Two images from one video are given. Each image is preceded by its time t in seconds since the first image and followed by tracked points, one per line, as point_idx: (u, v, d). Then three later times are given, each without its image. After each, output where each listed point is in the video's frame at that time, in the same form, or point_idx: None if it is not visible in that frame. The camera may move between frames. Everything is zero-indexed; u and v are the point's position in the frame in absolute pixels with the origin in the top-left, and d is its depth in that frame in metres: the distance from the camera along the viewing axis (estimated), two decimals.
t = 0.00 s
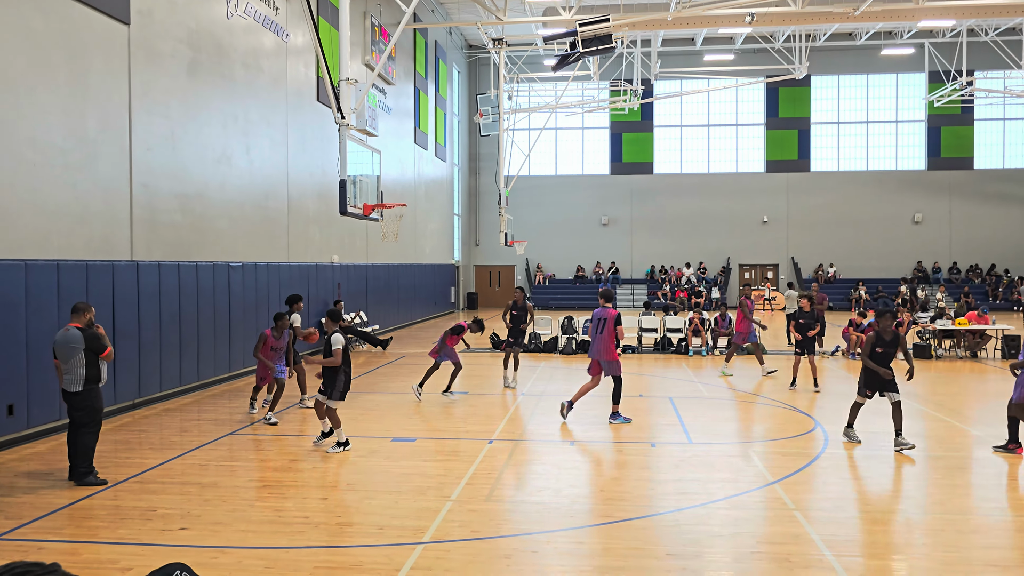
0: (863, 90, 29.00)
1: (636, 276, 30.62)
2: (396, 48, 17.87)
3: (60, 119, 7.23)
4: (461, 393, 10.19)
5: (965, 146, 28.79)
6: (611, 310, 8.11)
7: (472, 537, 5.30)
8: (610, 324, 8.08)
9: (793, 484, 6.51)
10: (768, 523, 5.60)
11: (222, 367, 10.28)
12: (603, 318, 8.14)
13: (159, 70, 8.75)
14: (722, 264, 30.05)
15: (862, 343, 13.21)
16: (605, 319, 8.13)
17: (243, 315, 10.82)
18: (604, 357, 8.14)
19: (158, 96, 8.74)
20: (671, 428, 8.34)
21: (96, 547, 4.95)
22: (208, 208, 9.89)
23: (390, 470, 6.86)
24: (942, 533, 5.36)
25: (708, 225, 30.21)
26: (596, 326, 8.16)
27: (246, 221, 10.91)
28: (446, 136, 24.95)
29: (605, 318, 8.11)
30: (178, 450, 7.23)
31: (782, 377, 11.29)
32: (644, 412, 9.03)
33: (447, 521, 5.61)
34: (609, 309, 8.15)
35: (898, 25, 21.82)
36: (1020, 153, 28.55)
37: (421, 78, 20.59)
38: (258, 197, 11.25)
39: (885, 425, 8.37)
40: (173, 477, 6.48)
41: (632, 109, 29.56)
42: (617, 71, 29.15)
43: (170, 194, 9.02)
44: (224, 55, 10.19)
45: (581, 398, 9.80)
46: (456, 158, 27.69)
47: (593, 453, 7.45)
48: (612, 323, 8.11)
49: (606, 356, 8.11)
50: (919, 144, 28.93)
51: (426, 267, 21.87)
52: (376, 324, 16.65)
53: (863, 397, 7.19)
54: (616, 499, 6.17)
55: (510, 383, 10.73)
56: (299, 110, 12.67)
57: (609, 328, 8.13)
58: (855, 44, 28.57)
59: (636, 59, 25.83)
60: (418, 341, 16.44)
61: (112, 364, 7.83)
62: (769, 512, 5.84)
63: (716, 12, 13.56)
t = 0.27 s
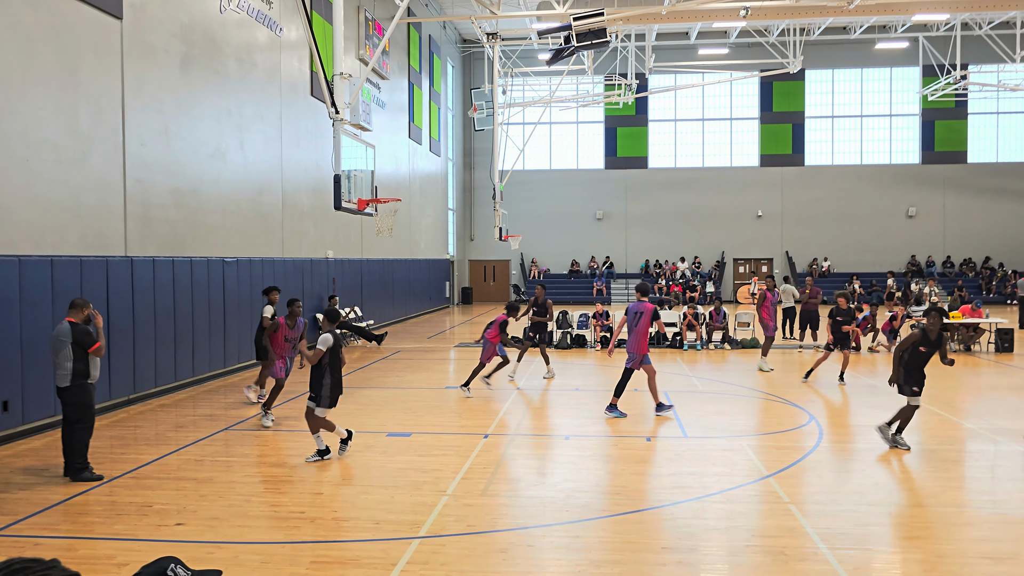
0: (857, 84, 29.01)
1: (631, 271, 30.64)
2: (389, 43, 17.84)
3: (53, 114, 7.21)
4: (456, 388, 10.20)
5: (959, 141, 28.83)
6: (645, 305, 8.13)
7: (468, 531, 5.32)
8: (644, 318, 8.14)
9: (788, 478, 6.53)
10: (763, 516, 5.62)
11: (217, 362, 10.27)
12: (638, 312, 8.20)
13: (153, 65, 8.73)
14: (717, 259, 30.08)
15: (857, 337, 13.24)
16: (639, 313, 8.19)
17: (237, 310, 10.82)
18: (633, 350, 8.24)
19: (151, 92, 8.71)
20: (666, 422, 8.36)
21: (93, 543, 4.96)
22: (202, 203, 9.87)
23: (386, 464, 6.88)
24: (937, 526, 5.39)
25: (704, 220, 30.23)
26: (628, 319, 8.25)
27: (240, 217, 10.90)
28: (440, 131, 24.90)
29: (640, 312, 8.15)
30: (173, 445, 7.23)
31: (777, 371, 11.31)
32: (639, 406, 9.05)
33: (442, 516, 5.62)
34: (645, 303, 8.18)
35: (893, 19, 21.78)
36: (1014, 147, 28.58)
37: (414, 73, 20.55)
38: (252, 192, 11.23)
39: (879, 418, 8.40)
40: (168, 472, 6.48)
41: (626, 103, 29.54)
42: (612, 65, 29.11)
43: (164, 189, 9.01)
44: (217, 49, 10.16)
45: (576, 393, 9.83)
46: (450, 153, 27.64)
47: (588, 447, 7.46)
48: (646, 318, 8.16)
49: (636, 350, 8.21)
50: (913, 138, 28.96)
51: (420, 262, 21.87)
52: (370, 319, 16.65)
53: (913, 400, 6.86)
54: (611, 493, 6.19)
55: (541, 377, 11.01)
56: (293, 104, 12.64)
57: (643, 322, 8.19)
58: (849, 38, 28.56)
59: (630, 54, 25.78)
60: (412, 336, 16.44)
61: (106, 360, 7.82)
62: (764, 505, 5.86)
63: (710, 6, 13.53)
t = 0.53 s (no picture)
0: (851, 80, 29.02)
1: (625, 267, 30.67)
2: (382, 38, 17.79)
3: (45, 110, 7.18)
4: (451, 384, 10.20)
5: (952, 137, 28.88)
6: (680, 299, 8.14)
7: (463, 527, 5.32)
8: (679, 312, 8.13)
9: (781, 473, 6.55)
10: (756, 511, 5.64)
11: (211, 359, 10.26)
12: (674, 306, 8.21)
13: (145, 61, 8.70)
14: (711, 255, 30.11)
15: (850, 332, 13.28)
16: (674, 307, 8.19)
17: (231, 307, 10.80)
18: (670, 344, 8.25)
19: (143, 88, 8.68)
20: (660, 417, 8.37)
21: (86, 540, 4.95)
22: (195, 200, 9.86)
23: (380, 461, 6.88)
24: (930, 520, 5.41)
25: (699, 216, 30.25)
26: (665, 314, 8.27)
27: (233, 213, 10.88)
28: (433, 127, 24.85)
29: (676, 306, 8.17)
30: (167, 442, 7.22)
31: (771, 367, 11.34)
32: (633, 402, 9.07)
33: (437, 512, 5.63)
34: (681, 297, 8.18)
35: (887, 15, 21.77)
36: (1007, 142, 28.64)
37: (407, 68, 20.49)
38: (245, 189, 11.20)
39: (871, 413, 8.42)
40: (162, 470, 6.48)
41: (620, 99, 29.52)
42: (606, 61, 29.08)
43: (157, 186, 8.98)
44: (209, 45, 10.12)
45: (571, 389, 9.84)
46: (444, 149, 27.60)
47: (582, 443, 7.47)
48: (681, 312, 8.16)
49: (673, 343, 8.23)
50: (907, 134, 29.00)
51: (414, 258, 21.86)
52: (364, 315, 16.64)
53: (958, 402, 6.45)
54: (605, 488, 6.20)
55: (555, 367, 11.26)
56: (286, 100, 12.60)
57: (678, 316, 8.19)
58: (843, 33, 28.57)
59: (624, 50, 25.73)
60: (406, 332, 16.44)
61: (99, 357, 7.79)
62: (758, 500, 5.88)
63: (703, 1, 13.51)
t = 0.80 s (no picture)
0: (845, 77, 29.06)
1: (620, 264, 30.70)
2: (376, 34, 17.76)
3: (37, 107, 7.15)
4: (445, 381, 10.21)
5: (946, 133, 28.96)
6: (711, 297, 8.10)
7: (458, 523, 5.32)
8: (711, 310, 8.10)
9: (775, 468, 6.57)
10: (751, 507, 5.65)
11: (205, 357, 10.24)
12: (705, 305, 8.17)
13: (138, 58, 8.67)
14: (706, 252, 30.15)
15: (844, 328, 13.31)
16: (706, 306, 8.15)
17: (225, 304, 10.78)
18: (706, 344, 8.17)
19: (136, 85, 8.65)
20: (654, 414, 8.39)
21: (80, 538, 4.94)
22: (189, 197, 9.83)
23: (374, 458, 6.88)
24: (923, 515, 5.44)
25: (694, 213, 30.28)
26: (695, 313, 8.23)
27: (227, 211, 10.85)
28: (427, 124, 24.82)
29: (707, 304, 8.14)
30: (161, 440, 7.21)
31: (766, 363, 11.37)
32: (628, 398, 9.08)
33: (431, 508, 5.63)
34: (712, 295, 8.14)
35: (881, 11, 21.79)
36: (1000, 139, 28.73)
37: (402, 65, 20.46)
38: (240, 186, 11.18)
39: (865, 408, 8.45)
40: (156, 467, 6.47)
41: (614, 96, 29.52)
42: (600, 57, 29.06)
43: (150, 183, 8.96)
44: (202, 42, 10.09)
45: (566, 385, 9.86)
46: (438, 146, 27.57)
47: (577, 439, 7.48)
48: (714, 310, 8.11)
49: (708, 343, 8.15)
50: (900, 131, 29.06)
51: (409, 255, 21.85)
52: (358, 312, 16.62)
53: (992, 400, 6.24)
54: (600, 484, 6.21)
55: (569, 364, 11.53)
56: (280, 96, 12.57)
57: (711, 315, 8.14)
58: (837, 30, 28.60)
59: (618, 46, 25.71)
60: (400, 329, 16.43)
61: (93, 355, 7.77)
62: (752, 496, 5.90)
63: None
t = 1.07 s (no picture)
0: (839, 74, 29.13)
1: (614, 262, 30.74)
2: (370, 32, 17.74)
3: (30, 104, 7.12)
4: (440, 379, 10.21)
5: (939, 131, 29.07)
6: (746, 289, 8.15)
7: (452, 521, 5.32)
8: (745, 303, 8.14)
9: (770, 465, 6.59)
10: (746, 504, 5.67)
11: (199, 355, 10.21)
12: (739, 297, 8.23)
13: (131, 55, 8.63)
14: (699, 249, 30.19)
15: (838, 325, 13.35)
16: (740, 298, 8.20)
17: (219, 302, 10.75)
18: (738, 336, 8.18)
19: (129, 82, 8.61)
20: (650, 411, 8.40)
21: (74, 537, 4.92)
22: (182, 194, 9.80)
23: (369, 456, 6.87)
24: (916, 511, 5.46)
25: (689, 211, 30.33)
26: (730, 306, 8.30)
27: (221, 209, 10.82)
28: (422, 121, 24.79)
29: (741, 296, 8.20)
30: (156, 438, 7.20)
31: (761, 360, 11.38)
32: (623, 395, 9.10)
33: (426, 506, 5.63)
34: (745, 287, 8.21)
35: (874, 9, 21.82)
36: (992, 136, 28.84)
37: (397, 62, 20.44)
38: (234, 184, 11.15)
39: (859, 405, 8.48)
40: (150, 466, 6.45)
41: (608, 93, 29.54)
42: (594, 55, 29.05)
43: (143, 180, 8.92)
44: (196, 39, 10.06)
45: (563, 382, 9.87)
46: (433, 143, 27.54)
47: (572, 436, 7.49)
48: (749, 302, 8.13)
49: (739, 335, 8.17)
50: (893, 128, 29.15)
51: (404, 253, 21.84)
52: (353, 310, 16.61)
53: None
54: (594, 482, 6.22)
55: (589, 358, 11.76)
56: (274, 94, 12.54)
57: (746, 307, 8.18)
58: (830, 28, 28.66)
59: (612, 44, 25.69)
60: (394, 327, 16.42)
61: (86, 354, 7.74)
62: (747, 493, 5.91)
63: None
